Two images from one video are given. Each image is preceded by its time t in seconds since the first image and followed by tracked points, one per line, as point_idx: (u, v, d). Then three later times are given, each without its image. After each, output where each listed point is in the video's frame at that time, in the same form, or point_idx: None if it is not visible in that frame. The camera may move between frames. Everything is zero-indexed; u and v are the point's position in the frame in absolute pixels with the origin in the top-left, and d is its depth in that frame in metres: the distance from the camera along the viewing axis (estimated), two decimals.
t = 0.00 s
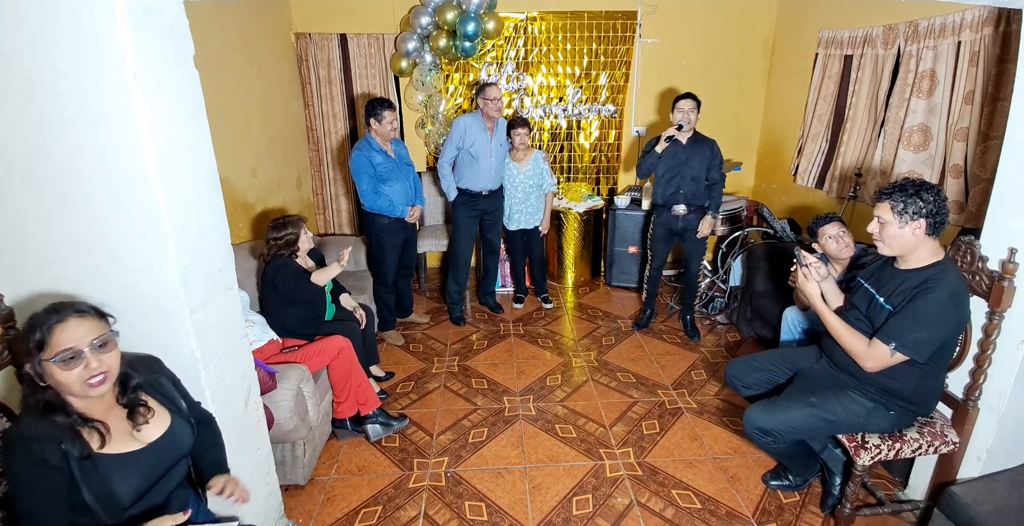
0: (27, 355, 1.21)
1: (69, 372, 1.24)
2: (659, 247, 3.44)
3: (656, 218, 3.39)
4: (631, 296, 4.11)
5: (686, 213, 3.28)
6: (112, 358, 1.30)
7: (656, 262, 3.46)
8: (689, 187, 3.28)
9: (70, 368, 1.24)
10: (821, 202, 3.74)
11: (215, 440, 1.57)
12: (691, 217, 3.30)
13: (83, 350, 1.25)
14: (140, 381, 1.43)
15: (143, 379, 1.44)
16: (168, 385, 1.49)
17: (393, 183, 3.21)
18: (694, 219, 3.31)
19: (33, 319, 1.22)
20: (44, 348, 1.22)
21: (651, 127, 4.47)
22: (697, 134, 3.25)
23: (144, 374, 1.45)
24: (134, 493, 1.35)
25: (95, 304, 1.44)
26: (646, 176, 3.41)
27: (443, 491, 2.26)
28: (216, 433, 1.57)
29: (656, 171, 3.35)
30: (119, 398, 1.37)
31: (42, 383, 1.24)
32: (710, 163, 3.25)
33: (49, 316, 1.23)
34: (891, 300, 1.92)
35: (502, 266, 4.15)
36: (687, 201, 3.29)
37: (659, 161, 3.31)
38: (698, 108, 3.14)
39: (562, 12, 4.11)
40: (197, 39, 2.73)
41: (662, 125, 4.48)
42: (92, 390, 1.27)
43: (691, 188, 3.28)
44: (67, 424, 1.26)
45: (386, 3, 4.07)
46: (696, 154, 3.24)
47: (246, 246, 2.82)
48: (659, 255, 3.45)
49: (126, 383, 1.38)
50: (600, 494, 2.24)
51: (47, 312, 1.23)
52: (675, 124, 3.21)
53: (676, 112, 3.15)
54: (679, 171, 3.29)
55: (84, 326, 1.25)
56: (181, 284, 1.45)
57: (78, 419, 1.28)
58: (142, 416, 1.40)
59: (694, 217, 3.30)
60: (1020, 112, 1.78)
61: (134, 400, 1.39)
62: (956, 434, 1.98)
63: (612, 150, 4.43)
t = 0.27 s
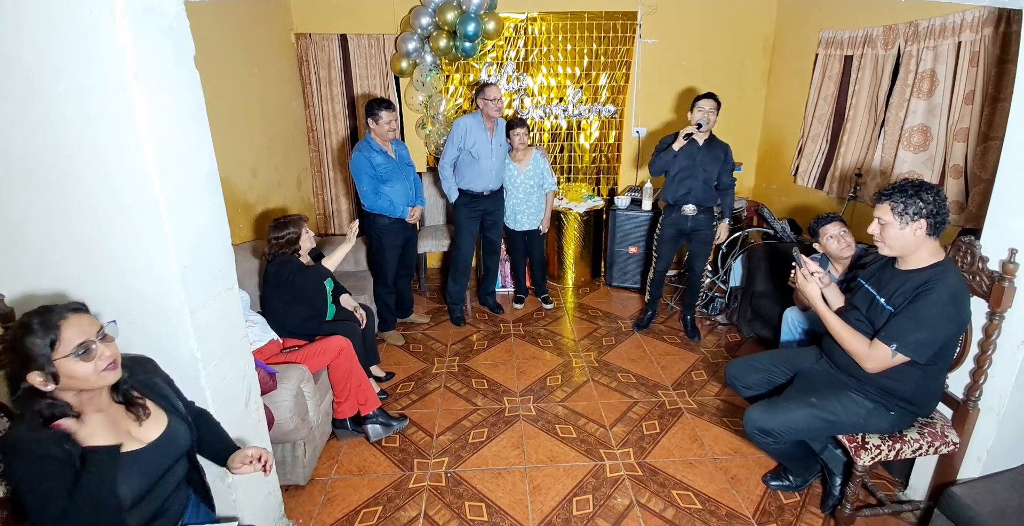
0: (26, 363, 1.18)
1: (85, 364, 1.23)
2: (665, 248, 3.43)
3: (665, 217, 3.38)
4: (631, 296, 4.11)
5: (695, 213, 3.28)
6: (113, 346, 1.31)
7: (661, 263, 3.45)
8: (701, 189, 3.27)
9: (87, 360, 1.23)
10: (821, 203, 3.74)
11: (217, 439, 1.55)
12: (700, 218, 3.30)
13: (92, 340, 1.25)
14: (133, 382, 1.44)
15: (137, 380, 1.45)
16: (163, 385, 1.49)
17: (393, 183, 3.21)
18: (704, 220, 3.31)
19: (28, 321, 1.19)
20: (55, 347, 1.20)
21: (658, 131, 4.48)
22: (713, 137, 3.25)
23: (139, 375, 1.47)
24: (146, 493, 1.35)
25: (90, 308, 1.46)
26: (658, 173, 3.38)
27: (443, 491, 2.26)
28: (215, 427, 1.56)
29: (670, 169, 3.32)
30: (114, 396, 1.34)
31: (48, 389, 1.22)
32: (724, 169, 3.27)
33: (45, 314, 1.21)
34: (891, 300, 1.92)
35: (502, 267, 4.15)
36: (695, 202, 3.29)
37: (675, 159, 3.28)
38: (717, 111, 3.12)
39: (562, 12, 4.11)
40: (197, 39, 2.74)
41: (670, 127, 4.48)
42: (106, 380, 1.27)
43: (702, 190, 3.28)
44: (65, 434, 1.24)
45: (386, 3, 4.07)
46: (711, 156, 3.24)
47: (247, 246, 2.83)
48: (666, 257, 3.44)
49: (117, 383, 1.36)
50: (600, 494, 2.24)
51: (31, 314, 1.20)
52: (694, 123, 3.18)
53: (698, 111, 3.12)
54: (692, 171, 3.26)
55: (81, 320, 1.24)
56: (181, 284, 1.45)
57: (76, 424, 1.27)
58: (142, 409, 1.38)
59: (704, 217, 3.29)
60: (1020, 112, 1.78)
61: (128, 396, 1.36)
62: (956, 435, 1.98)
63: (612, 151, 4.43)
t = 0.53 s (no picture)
0: (33, 365, 1.18)
1: (95, 359, 1.25)
2: (666, 248, 3.43)
3: (666, 217, 3.38)
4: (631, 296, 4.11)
5: (696, 213, 3.29)
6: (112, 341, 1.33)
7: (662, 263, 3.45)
8: (705, 190, 3.27)
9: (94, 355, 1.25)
10: (821, 203, 3.74)
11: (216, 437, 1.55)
12: (702, 217, 3.30)
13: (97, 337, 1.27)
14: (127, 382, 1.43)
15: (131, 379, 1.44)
16: (159, 384, 1.48)
17: (393, 183, 3.21)
18: (706, 220, 3.31)
19: (33, 321, 1.19)
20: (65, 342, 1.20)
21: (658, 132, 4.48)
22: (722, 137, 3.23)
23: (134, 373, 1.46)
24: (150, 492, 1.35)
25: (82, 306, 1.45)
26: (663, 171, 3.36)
27: (443, 491, 2.26)
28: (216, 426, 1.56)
29: (676, 167, 3.29)
30: (110, 394, 1.38)
31: (56, 388, 1.22)
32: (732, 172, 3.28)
33: (47, 314, 1.22)
34: (892, 301, 1.92)
35: (502, 267, 4.15)
36: (696, 202, 3.29)
37: (683, 158, 3.25)
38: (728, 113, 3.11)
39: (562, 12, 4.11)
40: (197, 40, 2.74)
41: (670, 128, 4.47)
42: (113, 373, 1.30)
43: (706, 191, 3.27)
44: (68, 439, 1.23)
45: (386, 3, 4.07)
46: (718, 157, 3.23)
47: (247, 246, 2.83)
48: (667, 256, 3.45)
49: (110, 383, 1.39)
50: (600, 494, 2.24)
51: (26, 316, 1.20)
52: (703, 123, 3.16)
53: (709, 111, 3.11)
54: (697, 171, 3.25)
55: (84, 320, 1.25)
56: (181, 284, 1.45)
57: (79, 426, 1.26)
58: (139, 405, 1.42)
59: (706, 217, 3.31)
60: (1020, 112, 1.77)
61: (125, 393, 1.41)
62: (956, 435, 1.98)
63: (612, 151, 4.44)
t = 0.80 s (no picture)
0: (40, 362, 1.18)
1: (99, 355, 1.27)
2: (662, 245, 3.41)
3: (663, 215, 3.37)
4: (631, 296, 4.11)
5: (693, 212, 3.28)
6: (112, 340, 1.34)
7: (656, 260, 3.44)
8: (704, 190, 3.26)
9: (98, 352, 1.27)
10: (821, 202, 3.74)
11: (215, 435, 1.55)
12: (699, 217, 3.30)
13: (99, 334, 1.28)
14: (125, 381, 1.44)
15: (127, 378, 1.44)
16: (155, 383, 1.49)
17: (393, 183, 3.21)
18: (702, 219, 3.31)
19: (38, 321, 1.19)
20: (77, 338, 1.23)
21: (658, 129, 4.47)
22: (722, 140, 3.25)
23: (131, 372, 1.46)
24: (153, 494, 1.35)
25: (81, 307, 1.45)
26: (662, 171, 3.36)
27: (443, 491, 2.26)
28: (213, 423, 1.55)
29: (676, 166, 3.29)
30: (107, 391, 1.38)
31: (62, 385, 1.23)
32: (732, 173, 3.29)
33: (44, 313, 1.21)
34: (892, 301, 1.92)
35: (502, 267, 4.15)
36: (695, 202, 3.29)
37: (683, 157, 3.25)
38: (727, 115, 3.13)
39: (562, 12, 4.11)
40: (197, 39, 2.73)
41: (670, 128, 4.47)
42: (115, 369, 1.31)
43: (705, 191, 3.27)
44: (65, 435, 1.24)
45: (386, 3, 4.07)
46: (716, 156, 3.23)
47: (248, 245, 2.82)
48: (661, 253, 3.43)
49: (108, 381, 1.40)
50: (600, 494, 2.24)
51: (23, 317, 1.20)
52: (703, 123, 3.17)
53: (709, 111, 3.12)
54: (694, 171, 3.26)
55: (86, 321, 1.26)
56: (181, 284, 1.45)
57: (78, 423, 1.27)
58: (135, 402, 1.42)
59: (703, 217, 3.30)
60: (1021, 112, 1.77)
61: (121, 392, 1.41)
62: (956, 435, 1.98)
63: (612, 151, 4.43)
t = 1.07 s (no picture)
0: (48, 363, 1.19)
1: (106, 355, 1.28)
2: (656, 248, 3.41)
3: (657, 217, 3.35)
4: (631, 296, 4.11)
5: (687, 213, 3.27)
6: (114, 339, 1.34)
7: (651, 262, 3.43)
8: (695, 189, 3.27)
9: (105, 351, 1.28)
10: (821, 203, 3.74)
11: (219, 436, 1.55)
12: (693, 217, 3.30)
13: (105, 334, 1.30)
14: (121, 380, 1.45)
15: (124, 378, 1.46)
16: (153, 382, 1.50)
17: (393, 183, 3.21)
18: (696, 220, 3.31)
19: (48, 321, 1.20)
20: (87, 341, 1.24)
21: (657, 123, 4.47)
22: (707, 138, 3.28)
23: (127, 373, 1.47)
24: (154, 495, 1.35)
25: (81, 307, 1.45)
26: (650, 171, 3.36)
27: (443, 491, 2.26)
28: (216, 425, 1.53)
29: (663, 166, 3.30)
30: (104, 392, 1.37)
31: (71, 384, 1.24)
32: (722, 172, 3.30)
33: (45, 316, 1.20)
34: (892, 300, 1.92)
35: (503, 267, 4.15)
36: (688, 202, 3.28)
37: (669, 156, 3.27)
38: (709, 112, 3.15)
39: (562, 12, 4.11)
40: (197, 39, 2.73)
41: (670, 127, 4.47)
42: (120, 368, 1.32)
43: (696, 190, 3.27)
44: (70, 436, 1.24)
45: (386, 3, 4.07)
46: (703, 155, 3.26)
47: (247, 246, 2.82)
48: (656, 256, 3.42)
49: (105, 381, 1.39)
50: (600, 494, 2.24)
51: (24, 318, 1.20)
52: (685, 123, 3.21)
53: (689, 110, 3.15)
54: (682, 171, 3.27)
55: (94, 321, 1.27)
56: (181, 284, 1.44)
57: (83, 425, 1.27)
58: (130, 401, 1.41)
59: (696, 217, 3.30)
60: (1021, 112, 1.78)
61: (118, 392, 1.40)
62: (956, 435, 1.98)
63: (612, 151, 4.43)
